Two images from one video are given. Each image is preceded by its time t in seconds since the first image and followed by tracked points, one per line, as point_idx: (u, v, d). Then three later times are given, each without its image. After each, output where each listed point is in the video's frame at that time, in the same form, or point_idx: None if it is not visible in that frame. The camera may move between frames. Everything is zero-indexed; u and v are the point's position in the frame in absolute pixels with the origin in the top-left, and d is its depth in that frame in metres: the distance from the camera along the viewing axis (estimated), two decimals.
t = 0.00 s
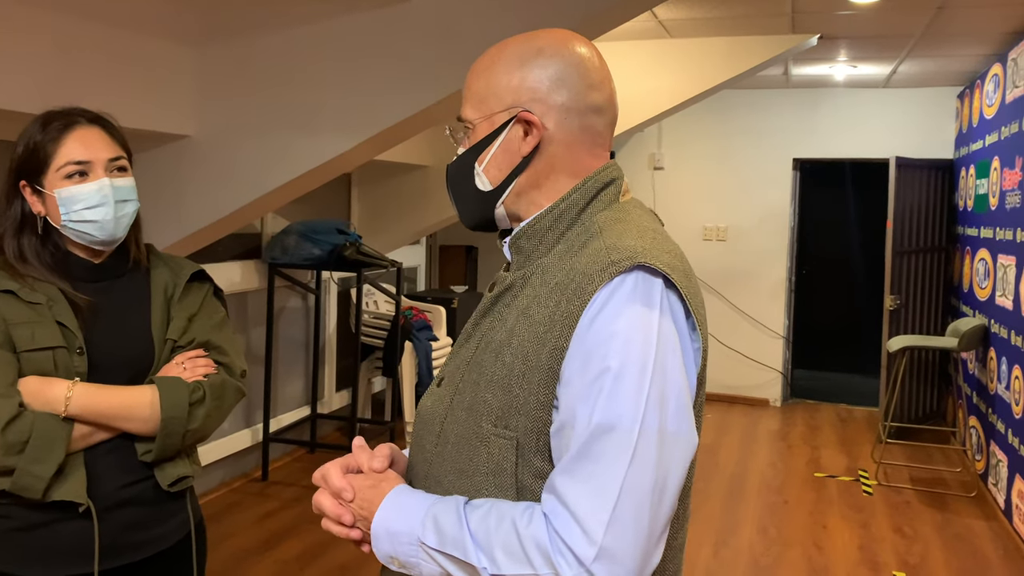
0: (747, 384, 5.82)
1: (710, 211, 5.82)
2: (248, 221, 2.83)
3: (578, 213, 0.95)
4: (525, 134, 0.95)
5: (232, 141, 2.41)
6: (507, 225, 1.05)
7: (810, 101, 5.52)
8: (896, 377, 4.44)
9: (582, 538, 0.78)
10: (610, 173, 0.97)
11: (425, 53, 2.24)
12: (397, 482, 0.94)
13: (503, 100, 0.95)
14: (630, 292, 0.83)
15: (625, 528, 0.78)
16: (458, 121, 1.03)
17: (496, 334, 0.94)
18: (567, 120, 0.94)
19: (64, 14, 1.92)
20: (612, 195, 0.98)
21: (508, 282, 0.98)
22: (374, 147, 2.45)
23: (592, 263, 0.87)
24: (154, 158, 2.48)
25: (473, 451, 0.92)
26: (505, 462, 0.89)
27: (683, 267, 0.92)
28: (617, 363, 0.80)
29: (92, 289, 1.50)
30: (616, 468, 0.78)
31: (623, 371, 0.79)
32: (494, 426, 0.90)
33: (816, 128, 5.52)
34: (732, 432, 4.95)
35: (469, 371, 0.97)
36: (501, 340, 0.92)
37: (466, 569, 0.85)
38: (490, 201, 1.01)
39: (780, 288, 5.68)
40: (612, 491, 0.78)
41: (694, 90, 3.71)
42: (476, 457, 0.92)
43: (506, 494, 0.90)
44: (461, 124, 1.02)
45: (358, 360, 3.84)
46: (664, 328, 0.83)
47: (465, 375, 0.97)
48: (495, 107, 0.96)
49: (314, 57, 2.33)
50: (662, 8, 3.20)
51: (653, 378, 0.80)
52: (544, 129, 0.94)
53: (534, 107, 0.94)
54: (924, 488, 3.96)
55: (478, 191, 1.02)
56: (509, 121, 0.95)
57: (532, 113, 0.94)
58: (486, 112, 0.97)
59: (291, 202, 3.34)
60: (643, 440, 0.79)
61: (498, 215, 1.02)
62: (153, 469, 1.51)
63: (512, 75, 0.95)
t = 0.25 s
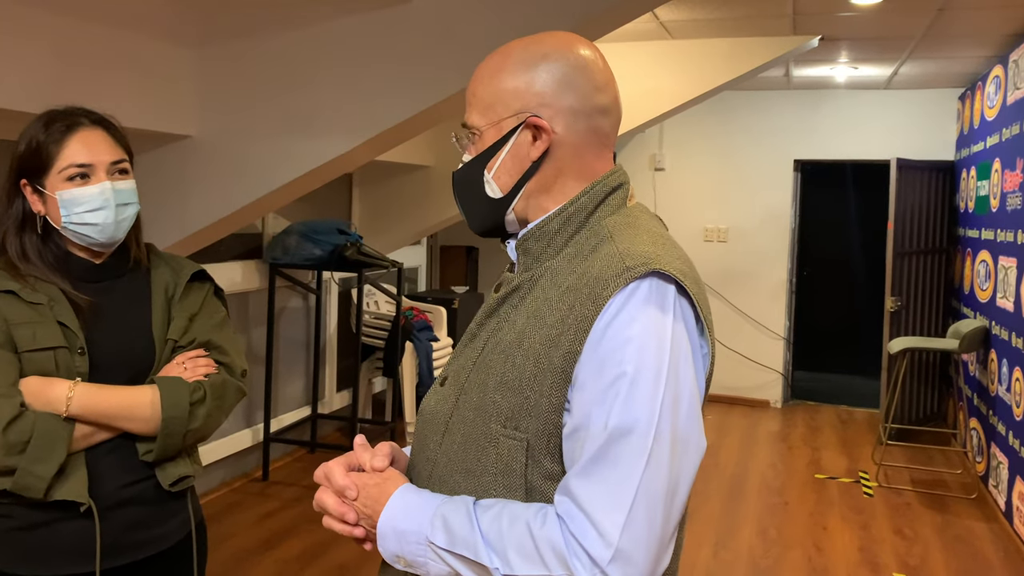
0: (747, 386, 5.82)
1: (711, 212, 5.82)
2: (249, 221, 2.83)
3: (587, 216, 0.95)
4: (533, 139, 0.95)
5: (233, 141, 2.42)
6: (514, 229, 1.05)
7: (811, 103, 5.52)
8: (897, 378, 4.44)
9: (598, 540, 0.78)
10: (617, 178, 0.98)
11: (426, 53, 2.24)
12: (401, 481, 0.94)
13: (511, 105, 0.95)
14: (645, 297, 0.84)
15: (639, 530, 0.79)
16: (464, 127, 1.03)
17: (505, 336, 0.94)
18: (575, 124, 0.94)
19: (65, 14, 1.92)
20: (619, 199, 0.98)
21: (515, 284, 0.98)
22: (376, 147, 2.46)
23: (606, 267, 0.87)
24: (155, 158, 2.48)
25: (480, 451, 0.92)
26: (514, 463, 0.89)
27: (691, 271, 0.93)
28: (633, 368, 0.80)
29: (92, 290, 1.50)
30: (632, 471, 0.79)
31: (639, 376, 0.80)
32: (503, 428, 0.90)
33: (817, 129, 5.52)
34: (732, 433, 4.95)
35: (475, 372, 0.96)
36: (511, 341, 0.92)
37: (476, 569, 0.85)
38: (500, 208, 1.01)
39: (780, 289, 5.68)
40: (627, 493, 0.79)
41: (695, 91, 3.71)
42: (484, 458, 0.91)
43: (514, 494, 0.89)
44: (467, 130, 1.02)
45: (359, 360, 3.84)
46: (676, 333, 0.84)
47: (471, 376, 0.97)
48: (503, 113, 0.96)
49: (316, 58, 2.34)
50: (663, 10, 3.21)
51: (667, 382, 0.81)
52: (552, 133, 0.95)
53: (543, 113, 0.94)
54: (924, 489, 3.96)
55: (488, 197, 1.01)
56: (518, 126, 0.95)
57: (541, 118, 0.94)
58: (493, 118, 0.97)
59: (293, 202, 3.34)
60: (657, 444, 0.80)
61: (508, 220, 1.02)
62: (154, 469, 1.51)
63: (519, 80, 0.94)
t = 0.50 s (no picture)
0: (746, 388, 5.82)
1: (710, 215, 5.82)
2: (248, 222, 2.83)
3: (587, 220, 0.96)
4: (537, 143, 0.95)
5: (232, 143, 2.42)
6: (515, 231, 1.05)
7: (810, 105, 5.53)
8: (896, 381, 4.44)
9: (599, 541, 0.79)
10: (617, 183, 0.98)
11: (426, 55, 2.24)
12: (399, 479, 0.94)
13: (515, 110, 0.95)
14: (647, 303, 0.84)
15: (639, 532, 0.79)
16: (465, 130, 1.02)
17: (505, 337, 0.94)
18: (577, 129, 0.95)
19: (64, 15, 1.92)
20: (618, 205, 0.99)
21: (515, 286, 0.98)
22: (375, 149, 2.46)
23: (608, 271, 0.87)
24: (153, 159, 2.48)
25: (480, 452, 0.92)
26: (514, 464, 0.89)
27: (690, 277, 0.94)
28: (635, 373, 0.80)
29: (91, 291, 1.50)
30: (633, 475, 0.79)
31: (641, 381, 0.80)
32: (503, 429, 0.90)
33: (815, 132, 5.53)
34: (731, 436, 4.95)
35: (475, 373, 0.96)
36: (511, 343, 0.92)
37: (477, 568, 0.85)
38: (502, 211, 1.01)
39: (779, 291, 5.68)
40: (629, 496, 0.79)
41: (694, 93, 3.72)
42: (483, 459, 0.91)
43: (514, 495, 0.90)
44: (469, 133, 1.01)
45: (357, 362, 3.84)
46: (677, 339, 0.84)
47: (471, 377, 0.97)
48: (506, 117, 0.96)
49: (315, 60, 2.34)
50: (662, 12, 3.22)
51: (669, 388, 0.81)
52: (556, 138, 0.95)
53: (547, 118, 0.94)
54: (922, 492, 3.97)
55: (490, 201, 1.01)
56: (521, 131, 0.95)
57: (544, 123, 0.94)
58: (496, 122, 0.97)
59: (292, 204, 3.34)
60: (658, 447, 0.80)
61: (509, 223, 1.02)
62: (153, 470, 1.51)
63: (522, 84, 0.94)
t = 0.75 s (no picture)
0: (747, 390, 5.82)
1: (711, 217, 5.82)
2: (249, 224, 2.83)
3: (587, 221, 0.96)
4: (532, 145, 0.95)
5: (233, 145, 2.42)
6: (512, 232, 1.05)
7: (810, 107, 5.53)
8: (897, 383, 4.44)
9: (603, 539, 0.79)
10: (615, 185, 0.98)
11: (426, 57, 2.24)
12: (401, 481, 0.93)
13: (511, 112, 0.95)
14: (646, 303, 0.84)
15: (642, 529, 0.80)
16: (462, 133, 1.03)
17: (506, 339, 0.94)
18: (573, 132, 0.95)
19: (64, 17, 1.92)
20: (617, 205, 0.99)
21: (515, 288, 0.98)
22: (376, 151, 2.46)
23: (607, 272, 0.87)
24: (154, 161, 2.48)
25: (482, 452, 0.92)
26: (517, 464, 0.89)
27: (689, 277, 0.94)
28: (636, 373, 0.80)
29: (92, 292, 1.50)
30: (635, 473, 0.79)
31: (642, 380, 0.80)
32: (505, 429, 0.90)
33: (816, 134, 5.53)
34: (732, 438, 4.95)
35: (477, 374, 0.96)
36: (512, 344, 0.92)
37: (483, 568, 0.85)
38: (498, 212, 1.01)
39: (780, 293, 5.68)
40: (631, 494, 0.79)
41: (695, 95, 3.71)
42: (486, 460, 0.91)
43: (517, 495, 0.89)
44: (466, 136, 1.02)
45: (358, 364, 3.84)
46: (676, 338, 0.85)
47: (472, 379, 0.97)
48: (503, 120, 0.96)
49: (316, 62, 2.34)
50: (663, 15, 3.22)
51: (669, 387, 0.81)
52: (552, 140, 0.95)
53: (542, 120, 0.94)
54: (923, 494, 3.96)
55: (486, 202, 1.01)
56: (517, 133, 0.95)
57: (540, 125, 0.94)
58: (493, 124, 0.97)
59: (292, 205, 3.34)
60: (660, 445, 0.80)
61: (505, 224, 1.02)
62: (154, 471, 1.51)
63: (518, 88, 0.94)
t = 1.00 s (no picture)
0: (747, 392, 5.82)
1: (711, 218, 5.82)
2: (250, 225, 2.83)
3: (587, 219, 0.96)
4: (533, 147, 0.96)
5: (235, 146, 2.42)
6: (513, 233, 1.05)
7: (811, 109, 5.54)
8: (898, 384, 4.43)
9: (610, 531, 0.79)
10: (615, 183, 0.99)
11: (427, 57, 2.24)
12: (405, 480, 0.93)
13: (511, 115, 0.95)
14: (647, 297, 0.84)
15: (648, 521, 0.80)
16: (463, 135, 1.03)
17: (509, 336, 0.94)
18: (573, 134, 0.95)
19: (65, 17, 1.93)
20: (617, 204, 0.99)
21: (517, 287, 0.98)
22: (377, 152, 2.46)
23: (609, 267, 0.87)
24: (156, 162, 2.48)
25: (485, 449, 0.92)
26: (522, 460, 0.89)
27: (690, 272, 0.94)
28: (639, 366, 0.81)
29: (94, 292, 1.50)
30: (640, 464, 0.79)
31: (645, 373, 0.80)
32: (509, 425, 0.90)
33: (817, 135, 5.54)
34: (733, 439, 4.95)
35: (480, 372, 0.96)
36: (515, 341, 0.92)
37: (490, 564, 0.85)
38: (498, 214, 1.01)
39: (781, 295, 5.68)
40: (636, 486, 0.79)
41: (696, 96, 3.71)
42: (490, 457, 0.91)
43: (522, 491, 0.89)
44: (467, 138, 1.02)
45: (358, 364, 3.84)
46: (678, 331, 0.85)
47: (475, 377, 0.97)
48: (503, 123, 0.96)
49: (317, 63, 2.34)
50: (664, 16, 3.22)
51: (671, 379, 0.82)
52: (551, 143, 0.95)
53: (542, 122, 0.94)
54: (924, 496, 3.96)
55: (487, 204, 1.02)
56: (517, 136, 0.95)
57: (540, 127, 0.95)
58: (493, 127, 0.97)
59: (294, 206, 3.34)
60: (664, 437, 0.80)
61: (505, 225, 1.03)
62: (156, 470, 1.51)
63: (518, 91, 0.95)
